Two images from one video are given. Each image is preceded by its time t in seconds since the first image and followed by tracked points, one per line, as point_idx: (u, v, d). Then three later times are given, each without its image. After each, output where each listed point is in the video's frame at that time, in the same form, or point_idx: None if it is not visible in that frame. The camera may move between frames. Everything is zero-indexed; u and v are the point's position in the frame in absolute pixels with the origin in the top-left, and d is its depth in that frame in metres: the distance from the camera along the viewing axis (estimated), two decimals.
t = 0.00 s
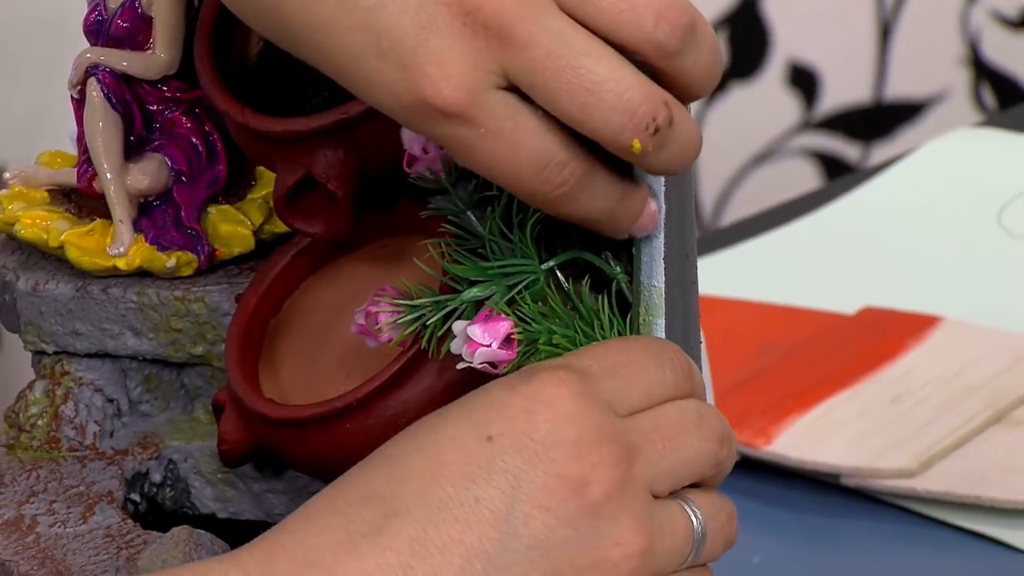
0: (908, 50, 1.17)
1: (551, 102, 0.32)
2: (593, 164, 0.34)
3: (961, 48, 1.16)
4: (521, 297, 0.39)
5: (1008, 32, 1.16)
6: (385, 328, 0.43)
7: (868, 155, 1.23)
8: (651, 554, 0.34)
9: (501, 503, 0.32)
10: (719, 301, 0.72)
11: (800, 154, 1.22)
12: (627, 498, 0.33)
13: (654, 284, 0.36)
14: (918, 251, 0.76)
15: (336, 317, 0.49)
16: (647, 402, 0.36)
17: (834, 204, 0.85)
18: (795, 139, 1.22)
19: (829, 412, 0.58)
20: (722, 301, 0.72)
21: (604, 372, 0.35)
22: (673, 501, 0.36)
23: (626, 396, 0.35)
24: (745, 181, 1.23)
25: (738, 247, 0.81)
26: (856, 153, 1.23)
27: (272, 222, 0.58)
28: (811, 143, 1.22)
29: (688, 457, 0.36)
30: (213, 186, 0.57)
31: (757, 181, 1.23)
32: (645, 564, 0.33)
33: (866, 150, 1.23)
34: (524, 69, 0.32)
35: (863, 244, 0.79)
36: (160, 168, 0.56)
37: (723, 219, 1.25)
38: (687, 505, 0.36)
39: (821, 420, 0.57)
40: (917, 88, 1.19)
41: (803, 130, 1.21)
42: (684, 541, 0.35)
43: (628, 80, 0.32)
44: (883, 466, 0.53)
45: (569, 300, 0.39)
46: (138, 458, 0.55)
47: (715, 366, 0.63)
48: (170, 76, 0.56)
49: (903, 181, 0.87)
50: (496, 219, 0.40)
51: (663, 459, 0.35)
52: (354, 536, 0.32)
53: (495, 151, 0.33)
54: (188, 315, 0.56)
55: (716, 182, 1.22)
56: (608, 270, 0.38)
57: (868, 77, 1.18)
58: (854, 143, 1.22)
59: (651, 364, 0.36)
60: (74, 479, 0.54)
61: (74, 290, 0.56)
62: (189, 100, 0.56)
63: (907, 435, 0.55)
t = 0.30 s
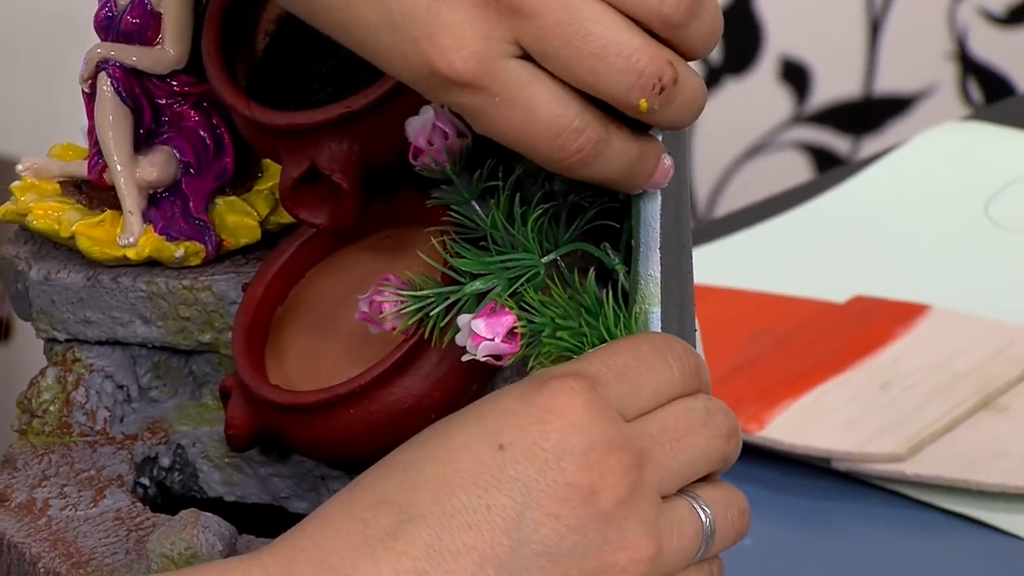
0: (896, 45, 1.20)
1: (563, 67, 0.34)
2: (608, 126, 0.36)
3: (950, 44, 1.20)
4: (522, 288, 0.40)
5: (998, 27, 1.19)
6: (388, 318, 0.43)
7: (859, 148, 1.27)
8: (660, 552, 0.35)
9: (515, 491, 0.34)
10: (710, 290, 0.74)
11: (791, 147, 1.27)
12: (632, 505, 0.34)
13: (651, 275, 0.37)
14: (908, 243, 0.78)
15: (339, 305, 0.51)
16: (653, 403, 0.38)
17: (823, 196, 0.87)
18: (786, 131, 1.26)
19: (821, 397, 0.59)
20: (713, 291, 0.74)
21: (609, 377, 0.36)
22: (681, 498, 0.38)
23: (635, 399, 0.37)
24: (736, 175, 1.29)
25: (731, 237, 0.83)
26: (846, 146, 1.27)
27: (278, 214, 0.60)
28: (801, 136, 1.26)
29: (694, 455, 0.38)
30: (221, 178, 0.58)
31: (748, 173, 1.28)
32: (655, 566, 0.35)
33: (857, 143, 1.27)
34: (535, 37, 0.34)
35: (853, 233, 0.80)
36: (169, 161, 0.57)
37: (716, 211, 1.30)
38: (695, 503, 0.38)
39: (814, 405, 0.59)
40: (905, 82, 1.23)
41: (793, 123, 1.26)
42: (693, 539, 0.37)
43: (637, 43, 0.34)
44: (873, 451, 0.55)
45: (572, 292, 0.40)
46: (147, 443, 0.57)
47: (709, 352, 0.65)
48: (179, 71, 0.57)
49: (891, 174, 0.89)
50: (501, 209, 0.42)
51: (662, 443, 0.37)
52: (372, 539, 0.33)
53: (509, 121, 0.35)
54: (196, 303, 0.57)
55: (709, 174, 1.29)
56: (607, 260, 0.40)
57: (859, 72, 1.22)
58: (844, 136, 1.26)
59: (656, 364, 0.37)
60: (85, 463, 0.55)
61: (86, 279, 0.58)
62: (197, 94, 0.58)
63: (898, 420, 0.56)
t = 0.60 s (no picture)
0: (886, 46, 1.26)
1: (555, 45, 0.36)
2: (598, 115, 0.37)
3: (938, 45, 1.26)
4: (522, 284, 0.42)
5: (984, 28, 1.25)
6: (395, 312, 0.44)
7: (849, 147, 1.32)
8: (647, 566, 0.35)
9: (509, 479, 0.33)
10: (703, 284, 0.75)
11: (784, 145, 1.32)
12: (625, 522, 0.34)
13: (648, 269, 0.38)
14: (900, 240, 0.79)
15: (343, 300, 0.52)
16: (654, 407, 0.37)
17: (813, 194, 0.89)
18: (778, 130, 1.31)
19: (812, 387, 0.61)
20: (705, 284, 0.75)
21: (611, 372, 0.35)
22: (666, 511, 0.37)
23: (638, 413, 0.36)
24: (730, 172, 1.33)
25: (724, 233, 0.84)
26: (837, 144, 1.32)
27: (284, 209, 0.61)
28: (793, 135, 1.32)
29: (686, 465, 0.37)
30: (228, 175, 0.60)
31: (742, 171, 1.33)
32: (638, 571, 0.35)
33: (847, 141, 1.33)
34: (529, 12, 0.36)
35: (843, 229, 0.82)
36: (178, 158, 0.59)
37: (711, 207, 1.34)
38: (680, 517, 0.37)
39: (806, 397, 0.60)
40: (894, 81, 1.28)
41: (785, 122, 1.31)
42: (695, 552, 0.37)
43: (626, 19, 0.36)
44: (862, 442, 0.56)
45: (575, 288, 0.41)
46: (157, 433, 0.59)
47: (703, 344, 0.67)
48: (187, 70, 0.59)
49: (880, 172, 0.91)
50: (502, 206, 0.43)
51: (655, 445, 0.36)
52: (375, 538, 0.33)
53: (497, 90, 0.36)
54: (204, 297, 0.59)
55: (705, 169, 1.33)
56: (604, 254, 0.41)
57: (849, 73, 1.28)
58: (835, 135, 1.32)
59: (667, 364, 0.37)
60: (96, 453, 0.57)
61: (97, 273, 0.59)
62: (205, 93, 0.59)
63: (887, 411, 0.58)
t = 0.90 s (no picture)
0: (875, 52, 1.29)
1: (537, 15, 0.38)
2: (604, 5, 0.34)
3: (927, 49, 1.29)
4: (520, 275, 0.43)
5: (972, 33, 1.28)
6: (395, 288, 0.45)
7: (841, 149, 1.35)
8: (574, 439, 0.26)
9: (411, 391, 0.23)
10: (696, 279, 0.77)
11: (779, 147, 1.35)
12: (542, 393, 0.25)
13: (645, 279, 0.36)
14: (893, 238, 0.81)
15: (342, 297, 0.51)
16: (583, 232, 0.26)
17: (805, 194, 0.90)
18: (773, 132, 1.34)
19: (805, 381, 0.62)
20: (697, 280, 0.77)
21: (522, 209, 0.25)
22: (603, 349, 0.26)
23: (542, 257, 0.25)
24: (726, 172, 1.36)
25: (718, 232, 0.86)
26: (829, 146, 1.35)
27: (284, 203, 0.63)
28: (788, 137, 1.34)
29: (624, 304, 0.26)
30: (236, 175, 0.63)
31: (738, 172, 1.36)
32: (561, 443, 0.26)
33: (839, 143, 1.35)
34: None
35: (835, 229, 0.83)
36: (187, 159, 0.62)
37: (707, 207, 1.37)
38: (618, 347, 0.26)
39: (798, 391, 0.62)
40: (884, 87, 1.31)
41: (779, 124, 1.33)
42: (635, 446, 0.26)
43: None
44: (853, 436, 0.58)
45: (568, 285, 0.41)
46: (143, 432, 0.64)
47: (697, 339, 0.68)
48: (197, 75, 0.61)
49: (870, 172, 0.92)
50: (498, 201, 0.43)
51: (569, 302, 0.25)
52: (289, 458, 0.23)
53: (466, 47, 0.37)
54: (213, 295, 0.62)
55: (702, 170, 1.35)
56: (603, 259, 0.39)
57: (841, 76, 1.30)
58: (828, 138, 1.35)
59: (576, 192, 0.26)
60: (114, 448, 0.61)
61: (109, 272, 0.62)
62: (214, 96, 0.62)
63: (877, 407, 0.60)
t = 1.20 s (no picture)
0: (867, 60, 1.36)
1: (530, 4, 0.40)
2: None
3: (918, 56, 1.36)
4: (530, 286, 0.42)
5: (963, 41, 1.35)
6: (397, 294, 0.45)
7: (835, 152, 1.41)
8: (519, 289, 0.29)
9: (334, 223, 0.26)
10: (695, 280, 0.79)
11: (773, 151, 1.40)
12: (473, 230, 0.27)
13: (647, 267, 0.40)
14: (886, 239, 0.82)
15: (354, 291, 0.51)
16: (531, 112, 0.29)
17: (799, 197, 0.93)
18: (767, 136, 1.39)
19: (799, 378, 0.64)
20: (696, 280, 0.79)
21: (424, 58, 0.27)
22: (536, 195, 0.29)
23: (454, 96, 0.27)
24: (722, 175, 1.40)
25: (718, 234, 0.88)
26: (824, 150, 1.40)
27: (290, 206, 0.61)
28: (782, 141, 1.39)
29: (543, 137, 0.28)
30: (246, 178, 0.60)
31: (734, 175, 1.41)
32: (500, 285, 0.28)
33: (832, 147, 1.41)
34: None
35: (830, 230, 0.85)
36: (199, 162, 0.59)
37: (704, 209, 1.42)
38: (546, 194, 0.29)
39: (793, 389, 0.64)
40: (875, 91, 1.38)
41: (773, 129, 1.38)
42: (574, 287, 0.29)
43: None
44: (846, 430, 0.59)
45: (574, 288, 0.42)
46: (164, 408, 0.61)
47: (696, 339, 0.70)
48: (208, 79, 0.60)
49: (861, 175, 0.94)
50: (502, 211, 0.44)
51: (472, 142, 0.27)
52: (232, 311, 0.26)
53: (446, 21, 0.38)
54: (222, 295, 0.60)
55: (700, 173, 1.40)
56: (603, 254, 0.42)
57: (834, 81, 1.37)
58: (822, 142, 1.40)
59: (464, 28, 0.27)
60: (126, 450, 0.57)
61: (123, 272, 0.60)
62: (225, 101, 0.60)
63: (869, 404, 0.61)
